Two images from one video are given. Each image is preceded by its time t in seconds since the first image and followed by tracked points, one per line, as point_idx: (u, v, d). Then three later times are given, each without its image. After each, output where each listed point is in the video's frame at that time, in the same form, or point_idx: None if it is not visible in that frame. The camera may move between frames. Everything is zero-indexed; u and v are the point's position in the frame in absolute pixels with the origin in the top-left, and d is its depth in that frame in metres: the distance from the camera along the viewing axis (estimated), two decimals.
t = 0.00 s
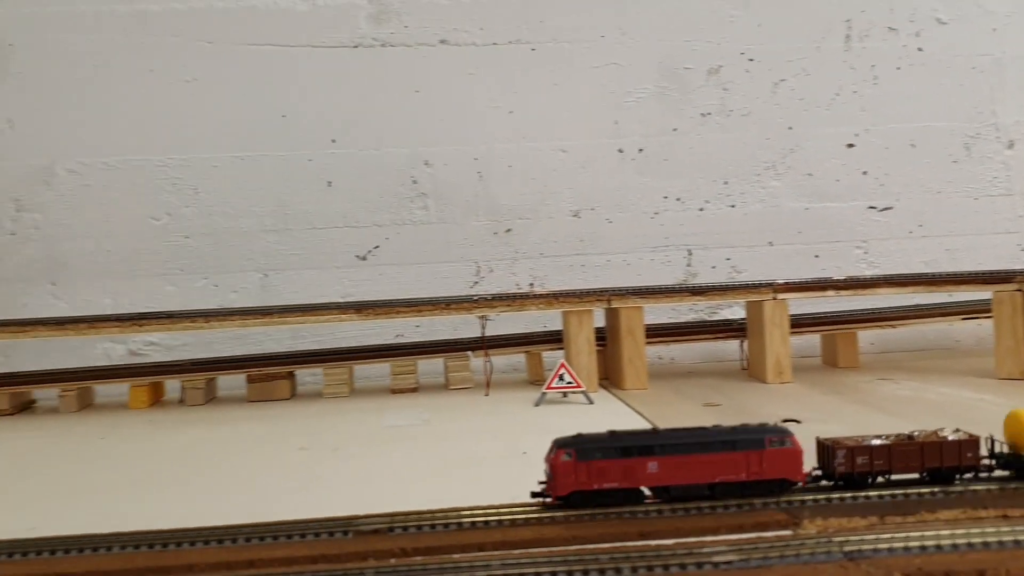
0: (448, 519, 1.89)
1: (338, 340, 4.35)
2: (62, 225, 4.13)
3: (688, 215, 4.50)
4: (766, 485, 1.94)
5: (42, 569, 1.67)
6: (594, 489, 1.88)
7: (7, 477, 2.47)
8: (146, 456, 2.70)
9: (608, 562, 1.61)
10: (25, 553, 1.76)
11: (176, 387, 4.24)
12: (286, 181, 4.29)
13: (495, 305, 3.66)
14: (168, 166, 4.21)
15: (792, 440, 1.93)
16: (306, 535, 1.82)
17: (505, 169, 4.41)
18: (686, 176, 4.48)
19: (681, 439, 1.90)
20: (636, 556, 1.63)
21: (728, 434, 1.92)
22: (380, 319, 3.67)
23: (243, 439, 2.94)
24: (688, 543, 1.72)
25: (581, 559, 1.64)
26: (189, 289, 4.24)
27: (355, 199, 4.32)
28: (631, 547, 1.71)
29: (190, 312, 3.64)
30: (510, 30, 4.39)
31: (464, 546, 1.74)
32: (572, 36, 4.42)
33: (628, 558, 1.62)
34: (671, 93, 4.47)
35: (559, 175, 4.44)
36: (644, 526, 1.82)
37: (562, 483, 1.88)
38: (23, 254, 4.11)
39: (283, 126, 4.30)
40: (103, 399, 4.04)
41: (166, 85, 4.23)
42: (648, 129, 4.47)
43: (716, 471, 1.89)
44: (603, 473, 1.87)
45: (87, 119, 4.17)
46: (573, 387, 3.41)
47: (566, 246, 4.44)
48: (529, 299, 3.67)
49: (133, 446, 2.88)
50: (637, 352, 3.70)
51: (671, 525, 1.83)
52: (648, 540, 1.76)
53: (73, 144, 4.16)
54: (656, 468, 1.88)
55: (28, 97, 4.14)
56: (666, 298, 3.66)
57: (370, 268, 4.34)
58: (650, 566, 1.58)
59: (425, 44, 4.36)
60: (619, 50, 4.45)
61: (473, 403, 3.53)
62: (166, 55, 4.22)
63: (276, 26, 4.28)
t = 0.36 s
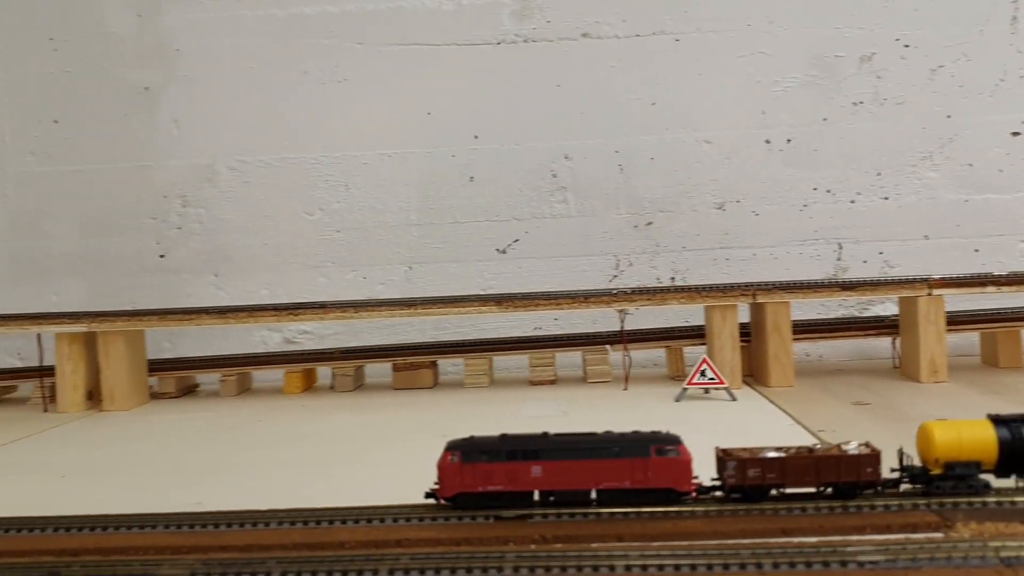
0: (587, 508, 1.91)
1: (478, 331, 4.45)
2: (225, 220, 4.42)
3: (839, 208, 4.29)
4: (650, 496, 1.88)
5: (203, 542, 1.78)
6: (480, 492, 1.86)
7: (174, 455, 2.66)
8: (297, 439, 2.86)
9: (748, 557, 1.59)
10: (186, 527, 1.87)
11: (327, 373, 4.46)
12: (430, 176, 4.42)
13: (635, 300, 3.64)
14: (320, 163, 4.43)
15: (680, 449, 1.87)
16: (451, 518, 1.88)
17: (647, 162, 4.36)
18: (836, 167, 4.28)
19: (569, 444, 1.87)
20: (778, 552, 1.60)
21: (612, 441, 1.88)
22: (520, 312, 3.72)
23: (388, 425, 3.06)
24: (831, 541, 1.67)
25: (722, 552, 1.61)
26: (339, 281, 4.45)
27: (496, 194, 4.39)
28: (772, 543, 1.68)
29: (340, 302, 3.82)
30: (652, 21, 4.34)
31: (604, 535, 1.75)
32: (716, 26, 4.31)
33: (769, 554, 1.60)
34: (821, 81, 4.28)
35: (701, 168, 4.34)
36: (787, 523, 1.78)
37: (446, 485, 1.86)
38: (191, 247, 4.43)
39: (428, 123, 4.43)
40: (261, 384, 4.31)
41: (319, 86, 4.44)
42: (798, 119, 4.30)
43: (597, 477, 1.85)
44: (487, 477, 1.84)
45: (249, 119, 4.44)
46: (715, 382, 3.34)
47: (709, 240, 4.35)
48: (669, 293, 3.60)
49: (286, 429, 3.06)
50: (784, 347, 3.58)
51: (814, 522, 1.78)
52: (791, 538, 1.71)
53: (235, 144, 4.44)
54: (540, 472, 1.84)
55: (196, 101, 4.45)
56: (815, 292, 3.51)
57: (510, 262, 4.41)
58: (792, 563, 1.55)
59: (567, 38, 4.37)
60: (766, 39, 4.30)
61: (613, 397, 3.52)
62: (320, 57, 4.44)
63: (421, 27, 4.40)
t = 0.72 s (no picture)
0: (736, 506, 1.88)
1: (621, 325, 4.44)
2: (377, 214, 4.62)
3: (1007, 199, 4.01)
4: (514, 491, 1.96)
5: (355, 521, 1.86)
6: (363, 482, 1.99)
7: (329, 439, 2.80)
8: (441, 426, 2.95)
9: (903, 558, 1.54)
10: (340, 507, 1.97)
11: (471, 364, 4.58)
12: (575, 168, 4.43)
13: (787, 294, 3.50)
14: (467, 158, 4.55)
15: (546, 447, 1.94)
16: (598, 509, 1.89)
17: (799, 152, 4.20)
18: (1004, 156, 4.00)
19: (448, 439, 1.97)
20: (937, 555, 1.54)
21: (484, 437, 1.97)
22: (665, 306, 3.67)
23: (531, 415, 3.11)
24: (995, 547, 1.60)
25: (874, 552, 1.57)
26: (485, 274, 4.55)
27: (641, 186, 4.36)
28: (930, 546, 1.61)
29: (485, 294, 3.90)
30: (807, 5, 4.17)
31: (752, 533, 1.72)
32: (876, 9, 4.10)
33: (926, 557, 1.54)
34: (991, 65, 3.99)
35: (857, 158, 4.15)
36: (948, 527, 1.71)
37: (333, 473, 2.01)
38: (346, 239, 4.66)
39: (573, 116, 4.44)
40: (410, 372, 4.48)
41: (468, 81, 4.54)
42: (961, 106, 4.04)
43: (469, 470, 1.94)
44: (367, 467, 1.98)
45: (400, 116, 4.61)
46: (873, 380, 3.17)
47: (866, 232, 4.15)
48: (824, 289, 3.46)
49: (432, 416, 3.16)
50: (947, 347, 3.36)
51: (975, 526, 1.71)
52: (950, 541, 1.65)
53: (387, 141, 4.62)
54: (415, 465, 1.96)
55: (350, 99, 4.66)
56: (983, 287, 3.28)
57: (656, 254, 4.36)
58: (955, 566, 1.49)
59: (716, 26, 4.27)
60: (929, 22, 4.06)
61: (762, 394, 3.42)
62: (468, 53, 4.54)
63: (567, 21, 4.42)
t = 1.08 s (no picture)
0: (859, 506, 1.88)
1: (745, 322, 4.34)
2: (497, 208, 4.69)
3: None
4: (392, 474, 2.13)
5: (473, 508, 1.90)
6: (263, 463, 2.21)
7: (449, 427, 2.88)
8: (558, 419, 2.98)
9: None
10: (459, 493, 2.04)
11: (589, 358, 4.59)
12: (698, 161, 4.36)
13: (920, 292, 3.35)
14: (587, 152, 4.55)
15: (421, 435, 2.10)
16: (715, 505, 1.91)
17: (936, 144, 4.02)
18: None
19: (335, 426, 2.17)
20: None
21: (365, 425, 2.15)
22: (792, 302, 3.56)
23: (650, 410, 3.10)
24: None
25: (1006, 559, 1.55)
26: (604, 268, 4.54)
27: (765, 180, 4.25)
28: None
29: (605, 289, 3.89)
30: None
31: (875, 534, 1.71)
32: None
33: None
34: None
35: (999, 150, 3.95)
36: None
37: (238, 455, 2.24)
38: (468, 233, 4.75)
39: (696, 108, 4.36)
40: (528, 365, 4.53)
41: (589, 74, 4.54)
42: None
43: (351, 455, 2.13)
44: (266, 450, 2.20)
45: (520, 111, 4.65)
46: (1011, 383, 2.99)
47: (1009, 226, 3.96)
48: (959, 286, 3.32)
49: (550, 410, 3.19)
50: None
51: None
52: None
53: (507, 136, 4.68)
54: (307, 449, 2.16)
55: (472, 95, 4.74)
56: None
57: (781, 249, 4.24)
58: None
59: (847, 14, 4.12)
60: None
61: (893, 395, 3.28)
62: (590, 47, 4.53)
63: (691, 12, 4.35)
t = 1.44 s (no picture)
0: (965, 509, 1.80)
1: (849, 320, 4.20)
2: (594, 203, 4.69)
3: None
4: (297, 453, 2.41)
5: (569, 499, 1.91)
6: (187, 439, 2.54)
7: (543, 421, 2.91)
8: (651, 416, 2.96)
9: None
10: (555, 485, 2.05)
11: (686, 355, 4.53)
12: (800, 155, 4.25)
13: None
14: (685, 146, 4.49)
15: (318, 418, 2.40)
16: (814, 504, 1.86)
17: None
18: None
19: (249, 409, 2.49)
20: None
21: (275, 408, 2.46)
22: (898, 300, 3.43)
23: (746, 408, 3.05)
24: None
25: None
26: (702, 263, 4.47)
27: (871, 174, 4.10)
28: None
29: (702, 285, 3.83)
30: None
31: (984, 537, 1.63)
32: None
33: None
34: None
35: None
36: None
37: (168, 432, 2.58)
38: (564, 228, 4.77)
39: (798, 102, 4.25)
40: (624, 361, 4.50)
41: (687, 69, 4.48)
42: None
43: (259, 434, 2.44)
44: (190, 427, 2.53)
45: (618, 105, 4.63)
46: None
47: None
48: None
49: (645, 406, 3.17)
50: None
51: None
52: None
53: (605, 131, 4.67)
54: (225, 428, 2.48)
55: (570, 91, 4.75)
56: None
57: (888, 246, 4.08)
58: None
59: (960, 3, 3.94)
60: None
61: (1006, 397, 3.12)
62: (688, 40, 4.47)
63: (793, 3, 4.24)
